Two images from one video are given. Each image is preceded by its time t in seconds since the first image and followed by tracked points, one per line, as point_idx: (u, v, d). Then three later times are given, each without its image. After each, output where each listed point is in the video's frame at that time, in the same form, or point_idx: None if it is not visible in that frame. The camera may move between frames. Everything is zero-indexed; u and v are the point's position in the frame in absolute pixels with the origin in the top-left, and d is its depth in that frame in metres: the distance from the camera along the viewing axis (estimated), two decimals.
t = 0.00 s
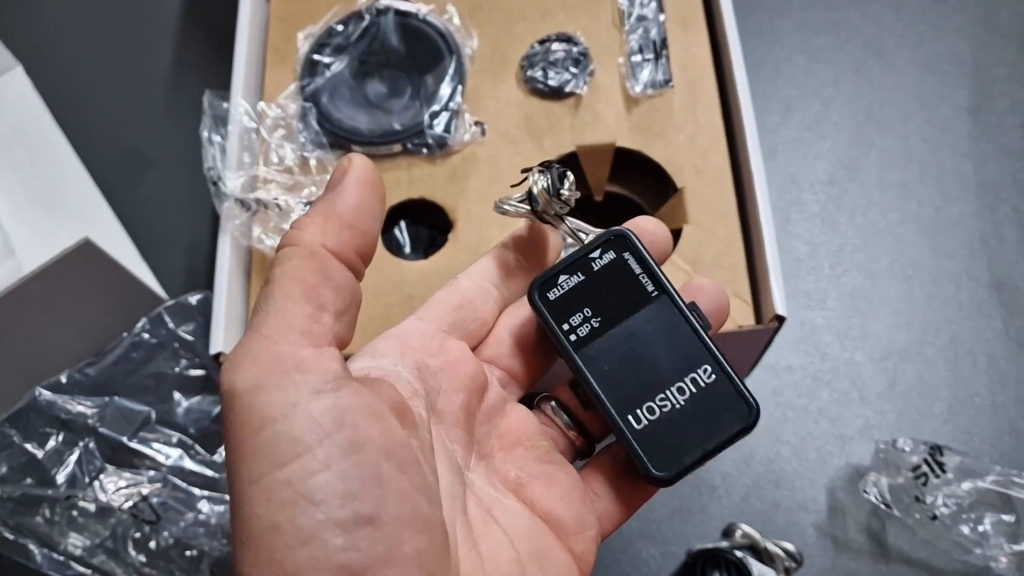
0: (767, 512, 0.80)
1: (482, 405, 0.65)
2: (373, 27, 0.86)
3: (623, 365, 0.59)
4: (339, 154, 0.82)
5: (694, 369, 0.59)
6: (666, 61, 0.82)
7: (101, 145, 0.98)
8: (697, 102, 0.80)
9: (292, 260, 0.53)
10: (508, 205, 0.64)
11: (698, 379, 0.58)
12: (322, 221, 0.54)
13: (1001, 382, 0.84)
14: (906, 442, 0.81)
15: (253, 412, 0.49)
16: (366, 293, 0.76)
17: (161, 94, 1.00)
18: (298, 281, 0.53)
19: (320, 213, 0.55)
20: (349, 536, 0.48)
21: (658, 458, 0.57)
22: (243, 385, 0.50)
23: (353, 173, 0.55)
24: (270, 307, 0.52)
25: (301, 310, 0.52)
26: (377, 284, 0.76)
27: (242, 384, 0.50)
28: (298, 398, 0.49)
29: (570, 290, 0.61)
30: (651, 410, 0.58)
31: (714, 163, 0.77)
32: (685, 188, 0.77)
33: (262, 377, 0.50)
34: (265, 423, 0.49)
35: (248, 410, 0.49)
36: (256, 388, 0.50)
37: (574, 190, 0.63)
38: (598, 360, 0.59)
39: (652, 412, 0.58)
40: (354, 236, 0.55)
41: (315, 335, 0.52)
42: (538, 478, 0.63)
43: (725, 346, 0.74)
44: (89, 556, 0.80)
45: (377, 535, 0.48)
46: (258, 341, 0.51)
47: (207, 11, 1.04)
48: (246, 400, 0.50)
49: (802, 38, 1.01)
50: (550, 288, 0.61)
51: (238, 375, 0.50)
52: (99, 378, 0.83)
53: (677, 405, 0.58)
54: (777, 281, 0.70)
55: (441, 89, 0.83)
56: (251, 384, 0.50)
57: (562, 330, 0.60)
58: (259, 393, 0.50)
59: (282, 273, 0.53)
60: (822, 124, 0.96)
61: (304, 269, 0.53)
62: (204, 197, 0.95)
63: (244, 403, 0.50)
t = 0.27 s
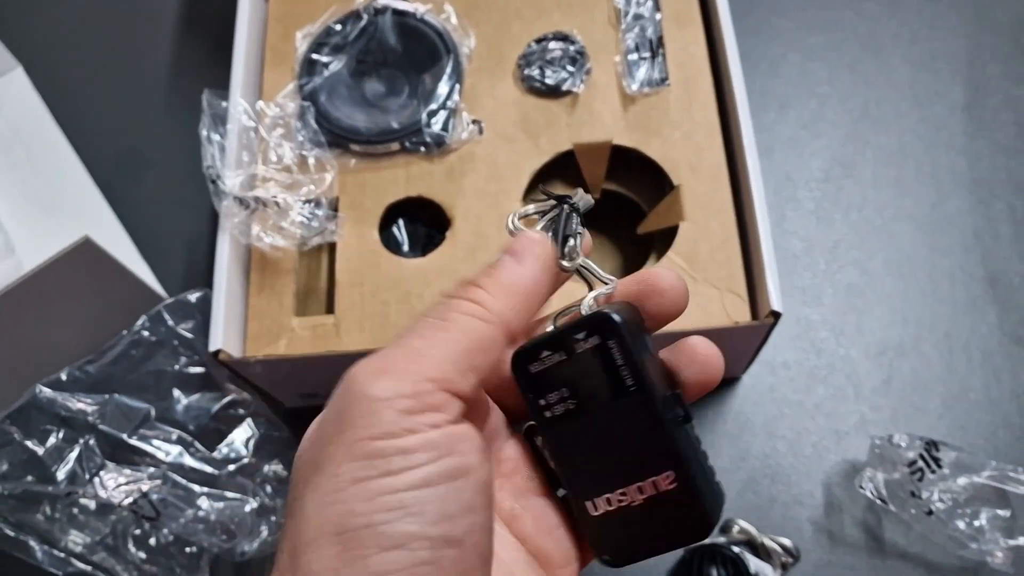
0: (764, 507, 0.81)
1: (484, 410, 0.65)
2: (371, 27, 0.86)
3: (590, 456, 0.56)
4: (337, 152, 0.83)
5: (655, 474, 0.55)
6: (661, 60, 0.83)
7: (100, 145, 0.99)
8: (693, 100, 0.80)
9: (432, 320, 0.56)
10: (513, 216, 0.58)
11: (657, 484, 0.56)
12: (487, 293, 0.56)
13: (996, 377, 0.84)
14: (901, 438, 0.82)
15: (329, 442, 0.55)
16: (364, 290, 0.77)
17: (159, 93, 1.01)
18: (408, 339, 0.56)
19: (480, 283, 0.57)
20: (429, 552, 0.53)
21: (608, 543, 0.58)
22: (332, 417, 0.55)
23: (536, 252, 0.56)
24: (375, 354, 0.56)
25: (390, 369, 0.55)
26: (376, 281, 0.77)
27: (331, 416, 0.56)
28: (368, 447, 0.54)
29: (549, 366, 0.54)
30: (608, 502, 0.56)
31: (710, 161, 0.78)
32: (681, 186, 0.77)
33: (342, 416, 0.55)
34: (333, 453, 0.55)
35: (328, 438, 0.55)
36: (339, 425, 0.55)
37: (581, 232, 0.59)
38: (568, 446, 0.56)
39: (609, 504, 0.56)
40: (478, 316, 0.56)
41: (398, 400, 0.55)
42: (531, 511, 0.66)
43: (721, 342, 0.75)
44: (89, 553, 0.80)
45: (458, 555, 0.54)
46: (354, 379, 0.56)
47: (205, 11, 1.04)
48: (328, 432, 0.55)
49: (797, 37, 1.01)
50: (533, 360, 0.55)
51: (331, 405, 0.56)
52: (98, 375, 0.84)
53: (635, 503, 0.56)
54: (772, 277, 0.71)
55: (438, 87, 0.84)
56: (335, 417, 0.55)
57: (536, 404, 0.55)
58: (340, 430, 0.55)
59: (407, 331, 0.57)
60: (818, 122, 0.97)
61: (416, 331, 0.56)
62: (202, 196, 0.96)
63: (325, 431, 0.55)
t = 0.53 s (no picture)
0: (764, 502, 0.81)
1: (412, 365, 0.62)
2: (370, 23, 0.86)
3: (539, 433, 0.49)
4: (337, 148, 0.83)
5: (607, 463, 0.48)
6: (661, 56, 0.83)
7: (100, 142, 0.99)
8: (693, 95, 0.80)
9: (454, 333, 0.45)
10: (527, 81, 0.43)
11: (606, 474, 0.48)
12: (515, 317, 0.45)
13: (996, 372, 0.84)
14: (902, 432, 0.82)
15: (286, 445, 0.47)
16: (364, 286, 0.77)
17: (159, 90, 1.01)
18: (415, 355, 0.45)
19: (509, 294, 0.45)
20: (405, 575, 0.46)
21: (535, 516, 0.52)
22: (297, 417, 0.47)
23: (583, 274, 0.44)
24: (371, 361, 0.45)
25: (384, 392, 0.44)
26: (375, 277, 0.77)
27: (297, 413, 0.47)
28: (327, 473, 0.45)
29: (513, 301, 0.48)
30: (548, 472, 0.50)
31: (710, 156, 0.78)
32: (680, 180, 0.77)
33: (312, 423, 0.45)
34: (290, 465, 0.46)
35: (289, 443, 0.46)
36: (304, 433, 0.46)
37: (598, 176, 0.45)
38: (511, 414, 0.50)
39: (549, 474, 0.50)
40: (502, 348, 0.45)
41: (374, 430, 0.44)
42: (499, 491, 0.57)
43: (721, 337, 0.75)
44: (89, 550, 0.80)
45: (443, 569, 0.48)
46: (341, 384, 0.45)
47: (205, 9, 1.05)
48: (289, 430, 0.47)
49: (796, 33, 1.01)
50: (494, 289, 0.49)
51: (299, 406, 0.47)
52: (99, 371, 0.84)
53: (575, 483, 0.49)
54: (772, 271, 0.71)
55: (438, 83, 0.83)
56: (302, 420, 0.46)
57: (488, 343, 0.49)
58: (304, 442, 0.45)
59: (424, 341, 0.45)
60: (817, 118, 0.97)
61: (433, 347, 0.45)
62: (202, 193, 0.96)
63: (282, 424, 0.48)
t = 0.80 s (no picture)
0: (765, 503, 0.80)
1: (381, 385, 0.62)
2: (368, 23, 0.86)
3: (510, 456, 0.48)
4: (335, 149, 0.82)
5: (575, 489, 0.47)
6: (660, 54, 0.82)
7: (97, 143, 0.98)
8: (692, 94, 0.80)
9: (455, 379, 0.44)
10: (534, 87, 0.42)
11: (573, 501, 0.48)
12: (516, 356, 0.44)
13: (998, 372, 0.84)
14: (902, 432, 0.82)
15: (286, 507, 0.45)
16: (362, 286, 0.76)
17: (157, 92, 1.01)
18: (419, 408, 0.44)
19: (506, 327, 0.44)
20: None
21: (497, 537, 0.50)
22: (297, 477, 0.45)
23: (583, 303, 0.43)
24: (371, 415, 0.44)
25: (391, 453, 0.44)
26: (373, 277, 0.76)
27: (296, 471, 0.45)
28: (335, 538, 0.45)
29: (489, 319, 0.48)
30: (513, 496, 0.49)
31: (709, 155, 0.77)
32: (679, 179, 0.77)
33: (318, 487, 0.44)
34: (292, 528, 0.45)
35: (288, 505, 0.45)
36: (307, 496, 0.45)
37: (607, 194, 0.44)
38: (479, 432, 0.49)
39: (514, 498, 0.49)
40: (505, 394, 0.44)
41: (386, 498, 0.44)
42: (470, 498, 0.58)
43: (721, 337, 0.74)
44: (88, 552, 0.79)
45: None
46: (347, 444, 0.44)
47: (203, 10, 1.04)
48: (288, 490, 0.45)
49: (796, 33, 1.01)
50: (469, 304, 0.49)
51: (297, 462, 0.45)
52: (98, 373, 0.84)
53: (540, 508, 0.48)
54: (773, 269, 0.70)
55: (437, 82, 0.83)
56: (304, 481, 0.45)
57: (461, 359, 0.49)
58: (310, 507, 0.45)
59: (424, 388, 0.44)
60: (817, 117, 0.96)
61: (436, 396, 0.44)
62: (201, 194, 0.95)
63: (278, 480, 0.46)
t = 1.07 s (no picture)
0: (769, 504, 0.80)
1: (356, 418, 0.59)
2: (368, 23, 0.86)
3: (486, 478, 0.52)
4: (335, 149, 0.82)
5: (527, 519, 0.53)
6: (661, 53, 0.82)
7: (96, 145, 0.98)
8: (694, 93, 0.80)
9: (524, 419, 0.44)
10: (566, 127, 0.45)
11: (524, 528, 0.53)
12: (583, 394, 0.45)
13: (1002, 372, 0.83)
14: (906, 433, 0.81)
15: (350, 554, 0.45)
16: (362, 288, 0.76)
17: (155, 93, 1.00)
18: (491, 452, 0.44)
19: (575, 361, 0.45)
20: None
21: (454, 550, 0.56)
22: (366, 526, 0.44)
23: (640, 345, 0.46)
24: (442, 459, 0.44)
25: (468, 499, 0.44)
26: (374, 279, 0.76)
27: (366, 518, 0.45)
28: None
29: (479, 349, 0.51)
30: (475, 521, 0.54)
31: (711, 154, 0.77)
32: (681, 179, 0.77)
33: (396, 537, 0.44)
34: None
35: (354, 553, 0.45)
36: (377, 544, 0.44)
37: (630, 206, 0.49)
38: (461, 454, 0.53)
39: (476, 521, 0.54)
40: (568, 431, 0.45)
41: (462, 544, 0.44)
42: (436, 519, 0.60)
43: (725, 337, 0.74)
44: (88, 556, 0.78)
45: None
46: (420, 493, 0.44)
47: (202, 11, 1.04)
48: (353, 536, 0.45)
49: (797, 31, 1.00)
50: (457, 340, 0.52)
51: (366, 509, 0.45)
52: (98, 377, 0.83)
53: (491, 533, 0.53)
54: (776, 270, 0.70)
55: (437, 82, 0.83)
56: (376, 530, 0.44)
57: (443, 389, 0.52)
58: (381, 556, 0.44)
59: (494, 430, 0.44)
60: (819, 116, 0.96)
61: (506, 438, 0.44)
62: (199, 196, 0.95)
63: (339, 525, 0.45)
